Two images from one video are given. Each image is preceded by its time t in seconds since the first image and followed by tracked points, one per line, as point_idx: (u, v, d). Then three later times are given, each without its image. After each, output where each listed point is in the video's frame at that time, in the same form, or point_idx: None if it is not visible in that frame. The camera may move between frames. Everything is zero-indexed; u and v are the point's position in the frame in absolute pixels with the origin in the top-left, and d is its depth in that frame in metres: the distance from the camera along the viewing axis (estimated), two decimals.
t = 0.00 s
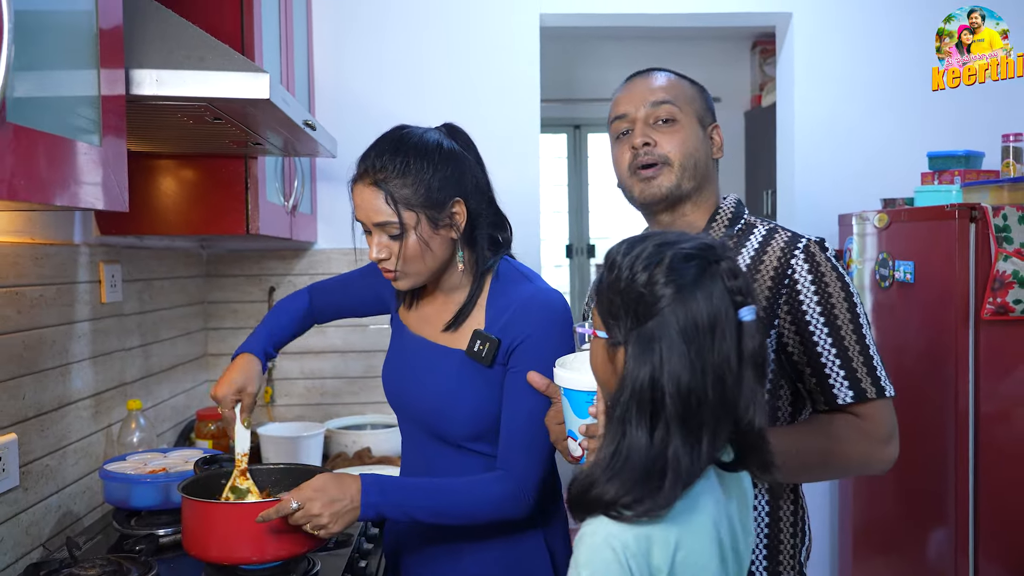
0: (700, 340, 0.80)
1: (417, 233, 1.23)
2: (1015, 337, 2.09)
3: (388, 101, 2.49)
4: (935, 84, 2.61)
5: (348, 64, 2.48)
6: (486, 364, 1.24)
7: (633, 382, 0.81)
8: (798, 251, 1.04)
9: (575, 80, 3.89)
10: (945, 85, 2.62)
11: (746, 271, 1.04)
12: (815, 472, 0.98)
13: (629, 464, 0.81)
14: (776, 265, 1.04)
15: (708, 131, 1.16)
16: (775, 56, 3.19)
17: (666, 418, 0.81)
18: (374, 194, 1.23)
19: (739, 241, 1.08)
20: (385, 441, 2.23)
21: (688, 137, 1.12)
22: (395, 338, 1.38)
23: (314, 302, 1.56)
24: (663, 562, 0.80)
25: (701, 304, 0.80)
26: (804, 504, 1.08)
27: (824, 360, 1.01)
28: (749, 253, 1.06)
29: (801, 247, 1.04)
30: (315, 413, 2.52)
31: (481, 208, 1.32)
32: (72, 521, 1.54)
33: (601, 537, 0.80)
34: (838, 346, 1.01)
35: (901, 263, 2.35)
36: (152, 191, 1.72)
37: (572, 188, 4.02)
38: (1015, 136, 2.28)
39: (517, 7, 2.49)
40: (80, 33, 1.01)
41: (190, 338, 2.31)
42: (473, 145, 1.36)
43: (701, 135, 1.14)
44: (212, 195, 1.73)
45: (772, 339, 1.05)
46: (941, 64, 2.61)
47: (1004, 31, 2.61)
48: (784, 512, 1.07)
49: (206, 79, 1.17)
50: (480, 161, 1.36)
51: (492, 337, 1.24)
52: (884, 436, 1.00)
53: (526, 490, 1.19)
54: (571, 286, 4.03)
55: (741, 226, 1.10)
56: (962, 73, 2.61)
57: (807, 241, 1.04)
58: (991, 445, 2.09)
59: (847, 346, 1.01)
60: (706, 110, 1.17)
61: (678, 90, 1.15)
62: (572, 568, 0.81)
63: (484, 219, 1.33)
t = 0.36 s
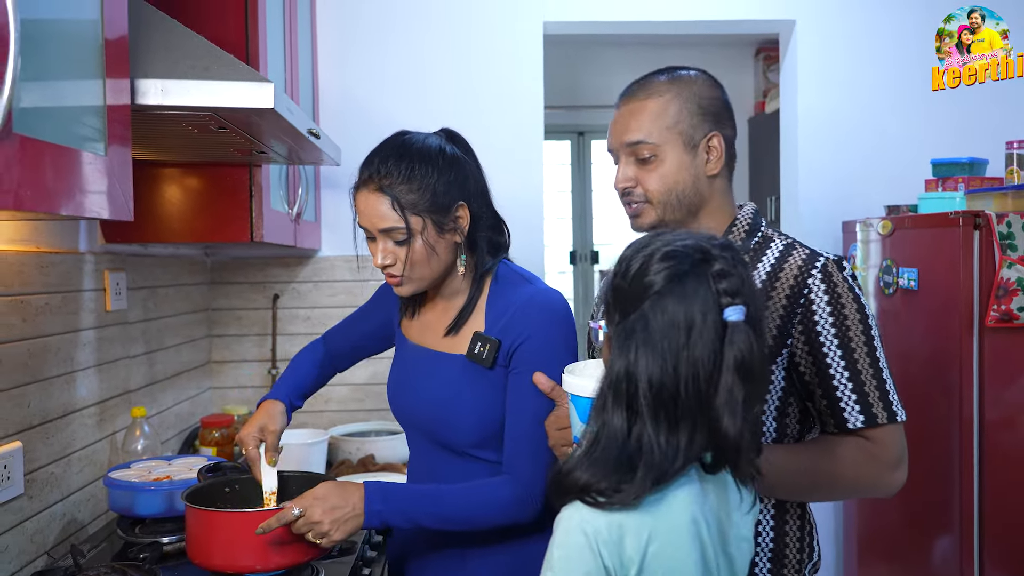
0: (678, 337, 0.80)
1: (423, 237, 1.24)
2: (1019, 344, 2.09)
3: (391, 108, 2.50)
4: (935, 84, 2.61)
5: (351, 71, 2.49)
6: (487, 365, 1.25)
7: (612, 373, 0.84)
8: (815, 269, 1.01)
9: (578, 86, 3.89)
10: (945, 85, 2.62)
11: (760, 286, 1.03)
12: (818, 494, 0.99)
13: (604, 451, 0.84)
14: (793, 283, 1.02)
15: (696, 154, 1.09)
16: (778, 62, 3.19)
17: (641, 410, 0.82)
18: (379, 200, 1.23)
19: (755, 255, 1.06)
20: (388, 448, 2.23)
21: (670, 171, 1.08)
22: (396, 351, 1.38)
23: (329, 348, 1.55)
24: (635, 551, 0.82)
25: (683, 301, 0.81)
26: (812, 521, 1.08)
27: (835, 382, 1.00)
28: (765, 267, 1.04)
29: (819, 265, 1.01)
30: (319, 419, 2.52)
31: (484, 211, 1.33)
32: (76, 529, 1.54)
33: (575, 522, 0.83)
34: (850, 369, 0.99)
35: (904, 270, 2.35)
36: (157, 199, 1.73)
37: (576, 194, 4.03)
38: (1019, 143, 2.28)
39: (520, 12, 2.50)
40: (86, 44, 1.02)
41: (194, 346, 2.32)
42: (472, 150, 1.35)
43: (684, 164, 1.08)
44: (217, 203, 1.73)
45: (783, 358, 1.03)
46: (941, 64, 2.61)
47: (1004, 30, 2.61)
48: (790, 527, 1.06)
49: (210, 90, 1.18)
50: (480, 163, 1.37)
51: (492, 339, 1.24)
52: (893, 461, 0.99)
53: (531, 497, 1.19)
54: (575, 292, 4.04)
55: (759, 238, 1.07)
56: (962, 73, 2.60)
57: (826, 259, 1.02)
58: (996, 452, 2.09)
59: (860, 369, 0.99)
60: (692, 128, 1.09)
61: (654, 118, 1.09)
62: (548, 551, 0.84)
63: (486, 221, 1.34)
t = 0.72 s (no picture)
0: (713, 337, 0.83)
1: (432, 228, 1.24)
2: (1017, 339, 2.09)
3: (390, 103, 2.49)
4: (935, 85, 2.61)
5: (349, 66, 2.48)
6: (489, 358, 1.25)
7: (643, 380, 0.84)
8: (823, 276, 0.99)
9: (577, 82, 3.88)
10: (945, 85, 2.61)
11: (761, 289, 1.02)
12: (824, 503, 0.99)
13: (628, 460, 0.84)
14: (798, 288, 1.01)
15: (707, 152, 1.06)
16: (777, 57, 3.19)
17: (672, 415, 0.83)
18: (385, 192, 1.23)
19: (762, 259, 1.04)
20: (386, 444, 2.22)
21: (680, 169, 1.06)
22: (397, 344, 1.38)
23: (323, 335, 1.54)
24: (644, 552, 0.82)
25: (716, 305, 0.84)
26: (813, 525, 1.06)
27: (837, 395, 0.98)
28: (771, 272, 1.03)
29: (827, 271, 0.99)
30: (317, 415, 2.52)
31: (486, 200, 1.33)
32: (73, 525, 1.54)
33: (581, 527, 0.83)
34: (853, 381, 0.98)
35: (903, 266, 2.35)
36: (154, 194, 1.72)
37: (574, 190, 4.02)
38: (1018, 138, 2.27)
39: (518, 8, 2.49)
40: (81, 37, 1.01)
41: (192, 341, 2.32)
42: (472, 142, 1.35)
43: (694, 163, 1.06)
44: (214, 198, 1.72)
45: (785, 365, 1.02)
46: (941, 64, 2.61)
47: (1004, 29, 2.61)
48: (790, 532, 1.06)
49: (206, 83, 1.17)
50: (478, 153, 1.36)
51: (493, 332, 1.25)
52: (895, 476, 0.98)
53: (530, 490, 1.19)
54: (573, 288, 4.03)
55: (770, 238, 1.06)
56: (962, 73, 2.60)
57: (835, 265, 0.99)
58: (993, 447, 2.09)
59: (863, 382, 0.97)
60: (705, 126, 1.06)
61: (665, 115, 1.06)
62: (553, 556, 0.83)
63: (488, 210, 1.33)
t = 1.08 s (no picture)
0: (708, 332, 0.83)
1: (420, 227, 1.23)
2: (1015, 334, 2.09)
3: (387, 99, 2.48)
4: (935, 83, 2.60)
5: (346, 61, 2.47)
6: (492, 354, 1.25)
7: (640, 375, 0.84)
8: (823, 281, 0.98)
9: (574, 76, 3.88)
10: (945, 84, 2.61)
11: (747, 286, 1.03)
12: (811, 513, 0.98)
13: (628, 454, 0.84)
14: (797, 292, 0.99)
15: (715, 149, 1.04)
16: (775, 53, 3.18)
17: (670, 408, 0.84)
18: (374, 193, 1.22)
19: (762, 264, 1.03)
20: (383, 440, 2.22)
21: (687, 164, 1.04)
22: (399, 338, 1.37)
23: (311, 302, 1.55)
24: (645, 550, 0.81)
25: (710, 298, 0.84)
26: (816, 526, 1.05)
27: (833, 404, 0.96)
28: (772, 275, 1.02)
29: (827, 276, 0.97)
30: (314, 411, 2.51)
31: (482, 197, 1.31)
32: (69, 522, 1.54)
33: (582, 527, 0.82)
34: (850, 390, 0.95)
35: (901, 262, 2.35)
36: (149, 190, 1.72)
37: (571, 185, 4.02)
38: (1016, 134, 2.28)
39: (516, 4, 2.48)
40: (74, 32, 1.01)
41: (188, 337, 2.31)
42: (468, 136, 1.33)
43: (701, 159, 1.04)
44: (209, 194, 1.72)
45: (784, 371, 1.02)
46: (942, 63, 2.60)
47: (1005, 30, 2.60)
48: (791, 534, 1.05)
49: (200, 78, 1.16)
50: (474, 148, 1.35)
51: (496, 328, 1.24)
52: (891, 487, 0.95)
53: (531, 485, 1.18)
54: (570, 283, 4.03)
55: (778, 235, 1.04)
56: (962, 73, 2.60)
57: (836, 270, 0.97)
58: (990, 443, 2.09)
59: (862, 391, 0.94)
60: (713, 122, 1.03)
61: (672, 110, 1.04)
62: (553, 556, 0.82)
63: (484, 207, 1.32)
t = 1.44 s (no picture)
0: (696, 311, 0.84)
1: (418, 217, 1.22)
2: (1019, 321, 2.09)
3: (388, 88, 2.47)
4: (935, 85, 2.59)
5: (348, 49, 2.46)
6: (495, 346, 1.24)
7: (630, 352, 0.84)
8: (813, 262, 0.97)
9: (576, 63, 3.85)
10: (945, 85, 2.59)
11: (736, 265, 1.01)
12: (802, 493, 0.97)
13: (620, 431, 0.84)
14: (788, 276, 0.98)
15: (707, 138, 1.02)
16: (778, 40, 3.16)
17: (661, 385, 0.84)
18: (371, 183, 1.22)
19: (755, 249, 1.03)
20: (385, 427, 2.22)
21: (680, 156, 1.02)
22: (402, 328, 1.37)
23: (312, 289, 1.54)
24: (642, 518, 0.81)
25: (700, 278, 0.85)
26: (818, 511, 1.04)
27: (826, 383, 0.94)
28: (765, 257, 1.01)
29: (818, 256, 0.96)
30: (316, 399, 2.51)
31: (482, 187, 1.30)
32: (72, 509, 1.54)
33: (578, 499, 0.82)
34: (842, 368, 0.94)
35: (904, 248, 2.33)
36: (150, 177, 1.71)
37: (574, 173, 4.00)
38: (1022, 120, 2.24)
39: None
40: (72, 17, 1.00)
41: (190, 325, 2.31)
42: (467, 126, 1.33)
43: (694, 149, 1.02)
44: (210, 182, 1.71)
45: (777, 352, 1.01)
46: (941, 64, 2.59)
47: (1005, 30, 2.60)
48: (792, 519, 1.04)
49: (201, 64, 1.16)
50: (476, 138, 1.34)
51: (499, 320, 1.24)
52: (887, 467, 0.93)
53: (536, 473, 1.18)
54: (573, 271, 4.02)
55: (771, 220, 1.03)
56: (961, 74, 2.59)
57: (827, 250, 0.96)
58: (992, 428, 2.09)
59: (855, 371, 0.93)
60: (703, 111, 1.01)
61: (661, 102, 1.02)
62: (551, 529, 0.83)
63: (485, 198, 1.31)
